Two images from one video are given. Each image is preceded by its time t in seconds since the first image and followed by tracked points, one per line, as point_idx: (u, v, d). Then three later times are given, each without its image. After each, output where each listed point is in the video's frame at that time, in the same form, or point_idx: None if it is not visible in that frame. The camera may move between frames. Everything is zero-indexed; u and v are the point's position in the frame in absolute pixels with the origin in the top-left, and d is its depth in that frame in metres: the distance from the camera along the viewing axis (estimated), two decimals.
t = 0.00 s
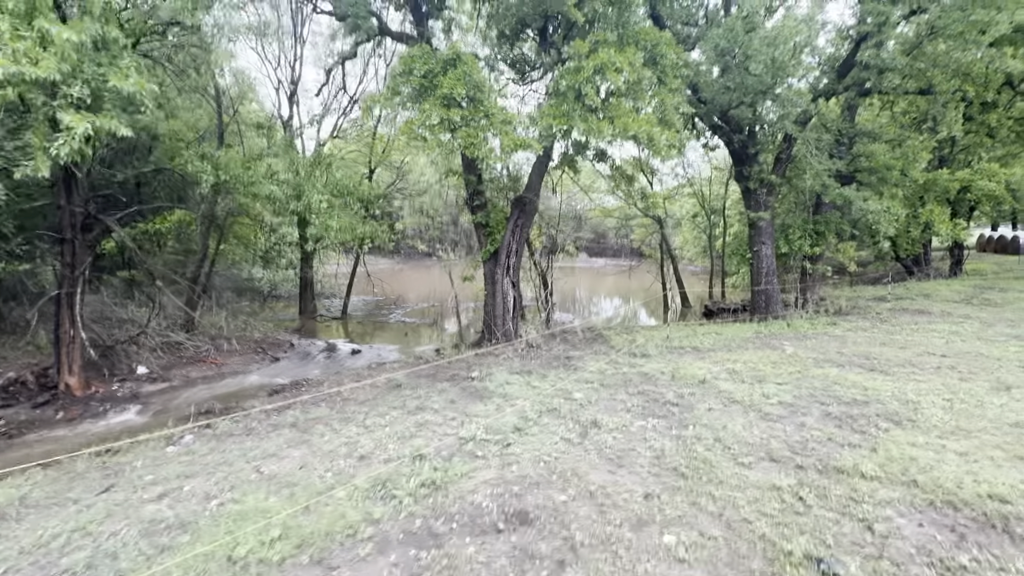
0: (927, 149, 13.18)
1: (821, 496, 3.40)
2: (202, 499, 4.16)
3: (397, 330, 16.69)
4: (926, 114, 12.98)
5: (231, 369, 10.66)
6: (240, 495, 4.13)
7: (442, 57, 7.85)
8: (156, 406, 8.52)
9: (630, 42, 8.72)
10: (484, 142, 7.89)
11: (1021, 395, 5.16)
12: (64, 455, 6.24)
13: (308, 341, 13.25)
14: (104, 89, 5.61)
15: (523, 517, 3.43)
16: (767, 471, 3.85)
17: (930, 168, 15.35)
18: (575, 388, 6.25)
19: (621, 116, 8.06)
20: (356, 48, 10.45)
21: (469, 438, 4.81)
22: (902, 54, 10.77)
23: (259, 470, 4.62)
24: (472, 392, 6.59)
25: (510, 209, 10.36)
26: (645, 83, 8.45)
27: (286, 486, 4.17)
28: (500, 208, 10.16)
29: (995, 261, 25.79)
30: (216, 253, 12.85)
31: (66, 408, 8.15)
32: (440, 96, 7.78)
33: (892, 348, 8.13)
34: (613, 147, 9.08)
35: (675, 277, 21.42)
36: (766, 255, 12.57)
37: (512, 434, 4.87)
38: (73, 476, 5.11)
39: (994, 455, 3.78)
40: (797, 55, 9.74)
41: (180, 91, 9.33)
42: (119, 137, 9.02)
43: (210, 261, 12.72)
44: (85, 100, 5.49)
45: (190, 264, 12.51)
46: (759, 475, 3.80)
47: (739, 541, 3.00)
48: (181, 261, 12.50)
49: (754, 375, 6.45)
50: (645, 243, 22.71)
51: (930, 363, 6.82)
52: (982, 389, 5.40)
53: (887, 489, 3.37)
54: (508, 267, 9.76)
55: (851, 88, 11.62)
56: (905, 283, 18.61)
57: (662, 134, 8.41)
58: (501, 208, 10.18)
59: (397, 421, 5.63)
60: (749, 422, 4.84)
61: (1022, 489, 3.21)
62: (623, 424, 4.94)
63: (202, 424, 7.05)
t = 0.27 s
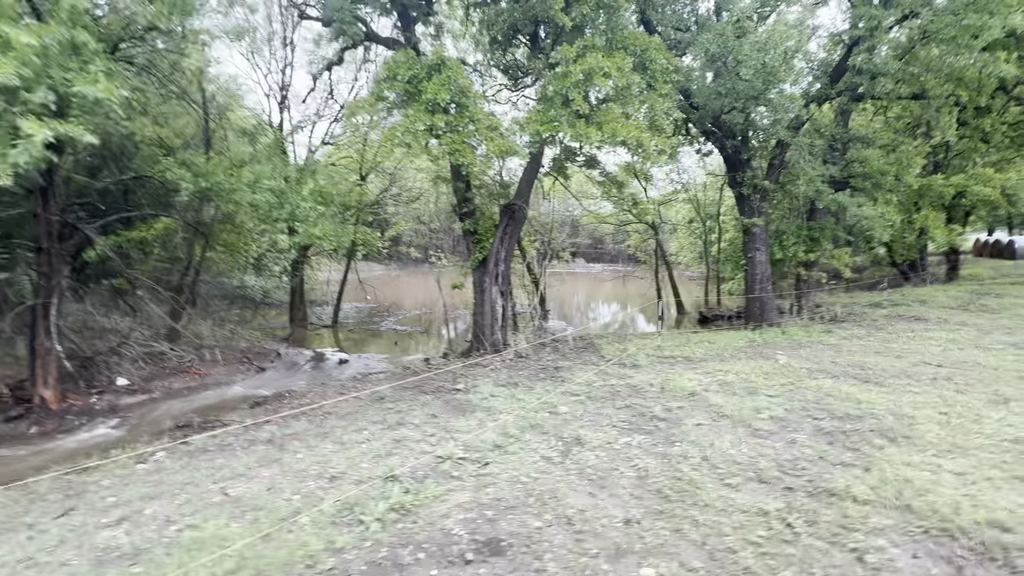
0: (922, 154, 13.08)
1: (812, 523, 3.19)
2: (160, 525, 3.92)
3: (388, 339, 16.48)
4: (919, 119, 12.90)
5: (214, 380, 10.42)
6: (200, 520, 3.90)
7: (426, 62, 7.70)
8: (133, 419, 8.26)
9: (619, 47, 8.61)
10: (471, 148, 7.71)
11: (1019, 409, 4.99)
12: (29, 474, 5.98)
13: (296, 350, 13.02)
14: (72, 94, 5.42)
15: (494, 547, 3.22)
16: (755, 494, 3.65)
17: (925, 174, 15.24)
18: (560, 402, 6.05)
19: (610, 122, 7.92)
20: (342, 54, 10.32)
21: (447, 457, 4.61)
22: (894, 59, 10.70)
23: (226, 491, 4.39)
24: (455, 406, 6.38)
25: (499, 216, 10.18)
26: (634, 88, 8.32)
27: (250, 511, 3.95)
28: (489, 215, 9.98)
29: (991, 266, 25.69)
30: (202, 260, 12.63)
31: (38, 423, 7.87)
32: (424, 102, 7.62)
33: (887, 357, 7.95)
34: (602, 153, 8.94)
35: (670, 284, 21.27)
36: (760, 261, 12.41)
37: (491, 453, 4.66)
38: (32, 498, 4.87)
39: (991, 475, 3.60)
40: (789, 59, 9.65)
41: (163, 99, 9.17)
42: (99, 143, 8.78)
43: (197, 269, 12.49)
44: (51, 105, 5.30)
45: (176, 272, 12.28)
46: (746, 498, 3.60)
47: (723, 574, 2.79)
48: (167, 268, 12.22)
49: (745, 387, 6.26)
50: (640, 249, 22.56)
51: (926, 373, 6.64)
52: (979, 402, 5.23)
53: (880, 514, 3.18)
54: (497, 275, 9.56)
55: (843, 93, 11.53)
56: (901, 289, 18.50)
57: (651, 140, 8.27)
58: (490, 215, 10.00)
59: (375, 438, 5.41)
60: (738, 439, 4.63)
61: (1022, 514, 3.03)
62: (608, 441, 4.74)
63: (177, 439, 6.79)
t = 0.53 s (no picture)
0: (905, 155, 13.10)
1: (782, 536, 3.07)
2: (106, 542, 3.73)
3: (373, 342, 16.26)
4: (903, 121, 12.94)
5: (190, 385, 10.16)
6: (148, 536, 3.70)
7: (403, 60, 7.54)
8: (101, 426, 8.00)
9: (600, 47, 8.51)
10: (448, 148, 7.56)
11: (998, 413, 4.91)
12: None
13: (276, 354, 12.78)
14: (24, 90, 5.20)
15: (451, 564, 3.07)
16: (726, 505, 3.52)
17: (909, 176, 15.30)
18: (536, 408, 5.91)
19: (590, 122, 7.81)
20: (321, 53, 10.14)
21: (414, 467, 4.45)
22: (876, 60, 10.71)
23: (180, 505, 4.20)
24: (429, 412, 6.22)
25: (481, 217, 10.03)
26: (615, 88, 8.22)
27: (202, 526, 3.76)
28: (471, 216, 9.83)
29: (976, 267, 25.91)
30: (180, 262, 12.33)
31: None
32: (400, 100, 7.46)
33: (870, 360, 7.89)
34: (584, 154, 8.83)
35: (658, 285, 21.23)
36: (746, 262, 12.36)
37: (459, 462, 4.50)
38: None
39: (966, 483, 3.50)
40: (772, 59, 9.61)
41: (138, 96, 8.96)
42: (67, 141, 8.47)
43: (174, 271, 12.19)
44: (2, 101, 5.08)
45: (152, 274, 11.95)
46: (717, 509, 3.48)
47: None
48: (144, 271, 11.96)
49: (725, 392, 6.15)
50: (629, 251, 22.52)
51: (907, 376, 6.57)
52: (957, 406, 5.15)
53: (852, 527, 3.07)
54: (478, 277, 9.40)
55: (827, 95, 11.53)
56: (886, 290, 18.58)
57: (632, 140, 8.17)
58: (471, 216, 9.84)
59: (343, 447, 5.23)
60: (714, 446, 4.51)
61: (995, 526, 2.93)
62: (580, 449, 4.60)
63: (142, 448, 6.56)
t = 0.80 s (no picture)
0: (892, 151, 13.09)
1: (745, 540, 2.98)
2: (53, 548, 3.58)
3: (358, 339, 16.10)
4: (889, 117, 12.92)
5: (167, 384, 9.96)
6: (96, 542, 3.56)
7: (379, 52, 7.38)
8: (72, 426, 7.80)
9: (582, 38, 8.37)
10: (425, 142, 7.42)
11: (973, 410, 4.86)
12: None
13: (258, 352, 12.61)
14: None
15: (405, 570, 2.96)
16: (692, 507, 3.43)
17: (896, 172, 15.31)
18: (511, 406, 5.80)
19: (571, 116, 7.69)
20: (300, 45, 9.96)
21: (379, 469, 4.33)
22: (861, 55, 10.67)
23: (135, 508, 4.06)
24: (403, 411, 6.10)
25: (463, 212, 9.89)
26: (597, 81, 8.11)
27: (154, 531, 3.63)
28: (453, 212, 9.69)
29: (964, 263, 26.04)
30: (158, 258, 12.10)
31: None
32: (376, 93, 7.30)
33: (852, 356, 7.84)
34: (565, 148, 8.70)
35: (648, 282, 21.18)
36: (732, 259, 12.31)
37: (426, 463, 4.39)
38: None
39: (936, 483, 3.44)
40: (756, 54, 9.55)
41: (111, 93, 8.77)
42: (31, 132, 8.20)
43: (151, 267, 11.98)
44: None
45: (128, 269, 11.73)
46: (683, 512, 3.39)
47: None
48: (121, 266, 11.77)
49: (704, 389, 6.08)
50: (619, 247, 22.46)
51: (887, 373, 6.52)
52: (934, 404, 5.10)
53: (817, 529, 2.99)
54: (460, 273, 9.27)
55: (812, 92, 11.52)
56: (874, 286, 18.63)
57: (614, 134, 8.06)
58: (453, 211, 9.70)
59: (311, 447, 5.11)
60: (686, 445, 4.43)
61: (961, 528, 2.86)
62: (551, 449, 4.50)
63: (110, 448, 6.39)
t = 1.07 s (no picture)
0: (886, 153, 13.00)
1: (723, 557, 2.85)
2: (6, 565, 3.43)
3: (350, 343, 15.92)
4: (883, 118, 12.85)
5: (151, 389, 9.78)
6: (51, 559, 3.41)
7: (363, 51, 7.25)
8: (49, 433, 7.63)
9: (571, 38, 8.26)
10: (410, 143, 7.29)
11: (965, 417, 4.74)
12: None
13: (246, 356, 12.46)
14: None
15: None
16: (671, 521, 3.30)
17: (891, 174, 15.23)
18: (494, 413, 5.66)
19: (558, 117, 7.57)
20: (287, 45, 9.85)
21: (351, 479, 4.19)
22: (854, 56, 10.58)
23: (97, 521, 3.91)
24: (385, 418, 5.95)
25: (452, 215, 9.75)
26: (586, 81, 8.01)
27: (112, 547, 3.48)
28: (441, 214, 9.55)
29: (961, 265, 25.94)
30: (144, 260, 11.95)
31: None
32: (359, 93, 7.18)
33: (845, 360, 7.72)
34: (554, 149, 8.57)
35: (643, 284, 21.05)
36: (726, 261, 12.20)
37: (400, 474, 4.25)
38: None
39: (924, 496, 3.31)
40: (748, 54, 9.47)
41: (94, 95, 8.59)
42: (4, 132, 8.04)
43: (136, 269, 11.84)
44: None
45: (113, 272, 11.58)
46: (661, 526, 3.25)
47: None
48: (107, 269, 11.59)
49: (691, 396, 5.94)
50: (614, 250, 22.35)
51: (879, 378, 6.40)
52: (925, 410, 4.97)
53: (798, 546, 2.86)
54: (448, 277, 9.12)
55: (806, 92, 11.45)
56: (869, 288, 18.54)
57: (603, 135, 7.94)
58: (442, 214, 9.57)
59: (285, 456, 4.96)
60: (669, 455, 4.28)
61: (948, 546, 2.73)
62: (530, 459, 4.36)
63: (84, 457, 6.23)
